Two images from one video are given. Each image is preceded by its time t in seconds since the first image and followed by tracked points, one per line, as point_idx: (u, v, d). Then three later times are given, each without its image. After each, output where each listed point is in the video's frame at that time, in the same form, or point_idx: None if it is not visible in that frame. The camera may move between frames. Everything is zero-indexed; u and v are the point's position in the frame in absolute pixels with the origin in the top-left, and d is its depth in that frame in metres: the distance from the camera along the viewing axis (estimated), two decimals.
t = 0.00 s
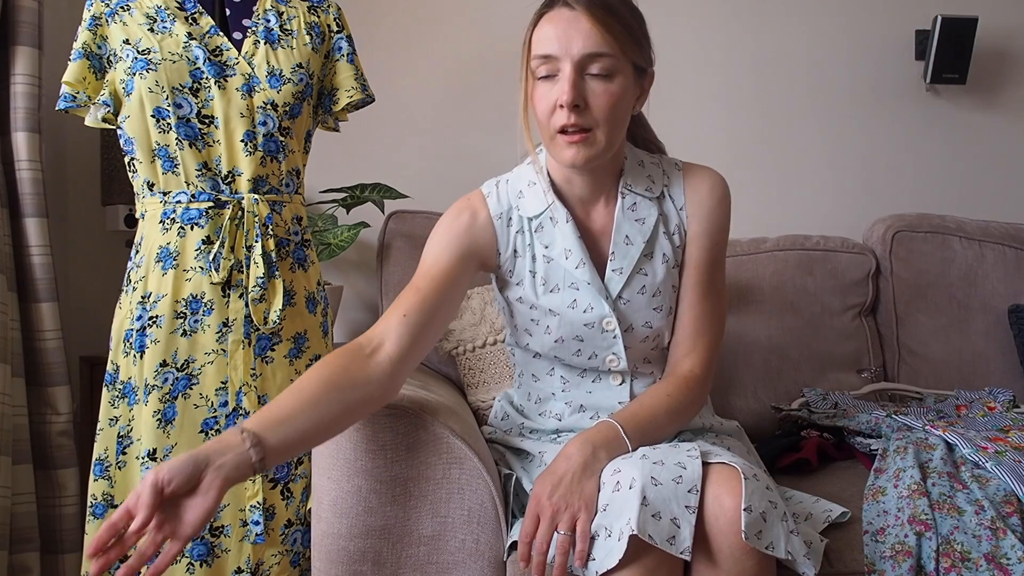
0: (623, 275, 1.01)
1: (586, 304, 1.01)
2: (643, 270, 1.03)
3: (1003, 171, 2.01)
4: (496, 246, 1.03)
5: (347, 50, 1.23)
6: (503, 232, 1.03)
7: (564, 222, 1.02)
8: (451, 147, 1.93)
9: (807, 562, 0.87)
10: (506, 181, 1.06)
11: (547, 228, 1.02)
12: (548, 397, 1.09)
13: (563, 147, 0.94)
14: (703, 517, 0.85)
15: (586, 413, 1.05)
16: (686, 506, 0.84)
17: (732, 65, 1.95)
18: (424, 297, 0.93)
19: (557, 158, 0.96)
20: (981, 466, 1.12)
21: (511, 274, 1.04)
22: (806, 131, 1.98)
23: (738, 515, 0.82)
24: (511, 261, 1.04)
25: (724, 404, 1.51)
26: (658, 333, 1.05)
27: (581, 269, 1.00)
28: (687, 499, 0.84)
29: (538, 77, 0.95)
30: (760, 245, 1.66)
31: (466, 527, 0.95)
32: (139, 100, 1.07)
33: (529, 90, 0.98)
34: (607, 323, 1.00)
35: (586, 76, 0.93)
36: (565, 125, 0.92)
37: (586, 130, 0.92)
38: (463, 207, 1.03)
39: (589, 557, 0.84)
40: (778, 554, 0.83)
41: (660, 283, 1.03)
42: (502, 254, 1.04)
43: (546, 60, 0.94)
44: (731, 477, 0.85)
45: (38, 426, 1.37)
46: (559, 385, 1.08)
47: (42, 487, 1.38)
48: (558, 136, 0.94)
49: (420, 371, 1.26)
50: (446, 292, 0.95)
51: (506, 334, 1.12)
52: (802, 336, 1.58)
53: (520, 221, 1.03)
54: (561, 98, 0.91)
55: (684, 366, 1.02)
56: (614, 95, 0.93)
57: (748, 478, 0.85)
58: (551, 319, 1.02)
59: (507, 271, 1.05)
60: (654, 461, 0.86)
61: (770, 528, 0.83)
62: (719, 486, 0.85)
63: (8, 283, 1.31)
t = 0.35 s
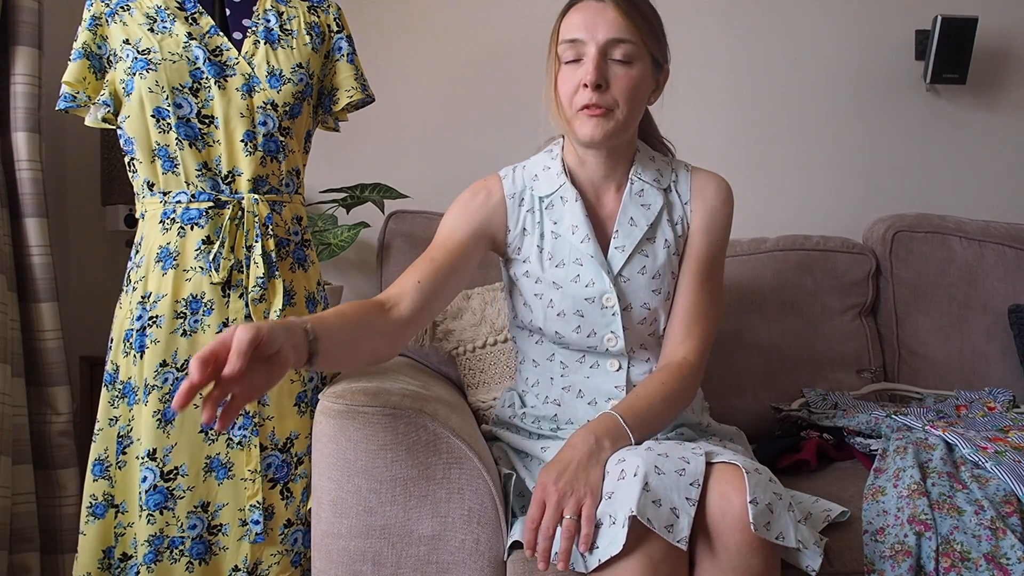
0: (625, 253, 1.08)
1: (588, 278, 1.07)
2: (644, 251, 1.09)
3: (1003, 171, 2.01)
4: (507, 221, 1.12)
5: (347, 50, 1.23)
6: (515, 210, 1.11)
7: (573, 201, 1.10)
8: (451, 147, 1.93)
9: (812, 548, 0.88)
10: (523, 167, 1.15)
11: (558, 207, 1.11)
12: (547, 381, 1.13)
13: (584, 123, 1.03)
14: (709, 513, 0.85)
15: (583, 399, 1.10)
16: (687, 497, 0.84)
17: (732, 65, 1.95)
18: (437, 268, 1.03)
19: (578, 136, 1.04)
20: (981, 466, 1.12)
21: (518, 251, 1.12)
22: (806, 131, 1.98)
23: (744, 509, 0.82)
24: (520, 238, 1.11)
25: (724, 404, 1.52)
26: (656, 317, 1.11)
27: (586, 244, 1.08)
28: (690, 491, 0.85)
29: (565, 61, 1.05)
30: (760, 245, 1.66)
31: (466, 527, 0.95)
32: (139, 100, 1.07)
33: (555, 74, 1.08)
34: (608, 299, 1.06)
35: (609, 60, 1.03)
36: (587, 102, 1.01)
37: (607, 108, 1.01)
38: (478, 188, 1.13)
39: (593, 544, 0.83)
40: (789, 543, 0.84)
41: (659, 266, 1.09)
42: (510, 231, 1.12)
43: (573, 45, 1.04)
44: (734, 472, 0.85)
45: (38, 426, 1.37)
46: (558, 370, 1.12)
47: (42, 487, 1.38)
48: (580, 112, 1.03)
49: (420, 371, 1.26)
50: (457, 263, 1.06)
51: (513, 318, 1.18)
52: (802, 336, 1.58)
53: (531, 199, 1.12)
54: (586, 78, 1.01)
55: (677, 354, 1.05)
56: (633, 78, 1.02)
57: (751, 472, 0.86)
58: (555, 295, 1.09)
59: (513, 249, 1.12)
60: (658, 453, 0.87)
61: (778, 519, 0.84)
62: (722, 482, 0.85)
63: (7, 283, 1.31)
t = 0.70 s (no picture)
0: (628, 243, 1.13)
1: (590, 265, 1.12)
2: (646, 245, 1.14)
3: (1004, 170, 2.01)
4: (513, 211, 1.17)
5: (347, 50, 1.23)
6: (521, 201, 1.17)
7: (579, 193, 1.16)
8: (451, 147, 1.93)
9: (814, 534, 0.93)
10: (533, 166, 1.21)
11: (565, 198, 1.16)
12: (544, 371, 1.16)
13: (598, 121, 1.09)
14: (718, 509, 0.89)
15: (577, 387, 1.14)
16: (693, 486, 0.88)
17: (732, 64, 1.95)
18: (454, 271, 1.12)
19: (591, 134, 1.10)
20: (981, 466, 1.12)
21: (522, 240, 1.16)
22: (806, 131, 1.98)
23: (750, 502, 0.87)
24: (523, 228, 1.16)
25: (723, 404, 1.52)
26: (651, 309, 1.15)
27: (590, 232, 1.13)
28: (696, 480, 0.89)
29: (579, 64, 1.12)
30: (760, 245, 1.65)
31: (466, 527, 0.95)
32: (139, 100, 1.07)
33: (567, 77, 1.14)
34: (607, 286, 1.11)
35: (622, 63, 1.10)
36: (602, 99, 1.08)
37: (621, 107, 1.08)
38: (490, 185, 1.20)
39: (601, 532, 0.88)
40: (799, 528, 0.88)
41: (659, 260, 1.14)
42: (514, 222, 1.17)
43: (587, 49, 1.11)
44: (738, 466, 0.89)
45: (38, 426, 1.37)
46: (553, 360, 1.15)
47: (42, 487, 1.38)
48: (595, 111, 1.09)
49: (419, 371, 1.26)
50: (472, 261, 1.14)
51: (512, 309, 1.21)
52: (802, 337, 1.58)
53: (539, 192, 1.17)
54: (602, 78, 1.08)
55: (668, 343, 1.11)
56: (644, 80, 1.10)
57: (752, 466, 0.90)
58: (556, 281, 1.13)
59: (517, 238, 1.17)
60: (665, 444, 0.92)
61: (784, 507, 0.88)
62: (729, 479, 0.90)
63: (8, 283, 1.31)
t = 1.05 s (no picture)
0: (630, 237, 1.15)
1: (592, 257, 1.14)
2: (647, 241, 1.17)
3: (1004, 170, 2.01)
4: (517, 205, 1.19)
5: (347, 50, 1.23)
6: (526, 196, 1.20)
7: (584, 189, 1.18)
8: (451, 147, 1.93)
9: (817, 524, 0.97)
10: (540, 165, 1.24)
11: (570, 192, 1.19)
12: (542, 364, 1.17)
13: (609, 125, 1.11)
14: (722, 509, 0.91)
15: (575, 379, 1.15)
16: (698, 487, 0.90)
17: (732, 64, 1.95)
18: (468, 277, 1.16)
19: (602, 139, 1.13)
20: (981, 466, 1.12)
21: (524, 233, 1.18)
22: (807, 131, 1.98)
23: (751, 500, 0.89)
24: (526, 221, 1.18)
25: (723, 404, 1.52)
26: (649, 304, 1.16)
27: (594, 224, 1.15)
28: (700, 481, 0.90)
29: (585, 72, 1.15)
30: (760, 245, 1.65)
31: (466, 528, 0.95)
32: (139, 100, 1.07)
33: (574, 85, 1.18)
34: (608, 278, 1.13)
35: (628, 68, 1.13)
36: (612, 104, 1.10)
37: (629, 111, 1.10)
38: (496, 186, 1.22)
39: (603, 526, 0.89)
40: (805, 519, 0.90)
41: (660, 257, 1.17)
42: (518, 216, 1.19)
43: (592, 57, 1.14)
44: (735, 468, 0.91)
45: (38, 426, 1.37)
46: (552, 352, 1.16)
47: (42, 487, 1.38)
48: (605, 116, 1.11)
49: (420, 371, 1.26)
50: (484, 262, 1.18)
51: (512, 301, 1.22)
52: (802, 337, 1.58)
53: (545, 187, 1.20)
54: (611, 84, 1.11)
55: (664, 334, 1.12)
56: (649, 83, 1.13)
57: (750, 464, 0.93)
58: (557, 273, 1.14)
59: (519, 230, 1.19)
60: (669, 443, 0.93)
61: (786, 501, 0.90)
62: (731, 479, 0.91)
63: (8, 283, 1.31)
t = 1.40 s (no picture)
0: (624, 244, 1.17)
1: (585, 264, 1.15)
2: (641, 247, 1.18)
3: (1004, 170, 2.01)
4: (508, 214, 1.22)
5: (347, 50, 1.23)
6: (515, 204, 1.22)
7: (574, 195, 1.20)
8: (451, 147, 1.93)
9: (817, 523, 0.97)
10: (529, 171, 1.26)
11: (560, 199, 1.20)
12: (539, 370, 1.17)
13: (599, 117, 1.13)
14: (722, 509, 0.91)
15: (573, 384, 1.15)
16: (701, 485, 0.90)
17: (732, 64, 1.95)
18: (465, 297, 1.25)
19: (590, 133, 1.14)
20: (981, 466, 1.12)
21: (515, 243, 1.21)
22: (807, 131, 1.98)
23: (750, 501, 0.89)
24: (516, 230, 1.21)
25: (723, 404, 1.53)
26: (645, 309, 1.17)
27: (584, 232, 1.16)
28: (704, 479, 0.91)
29: (578, 67, 1.18)
30: (760, 245, 1.65)
31: (466, 527, 0.95)
32: (139, 100, 1.07)
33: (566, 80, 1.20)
34: (601, 285, 1.14)
35: (620, 65, 1.16)
36: (602, 97, 1.12)
37: (620, 105, 1.13)
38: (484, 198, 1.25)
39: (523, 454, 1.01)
40: (804, 518, 0.90)
41: (654, 262, 1.18)
42: (509, 225, 1.22)
43: (585, 54, 1.17)
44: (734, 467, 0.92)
45: (39, 426, 1.37)
46: (549, 358, 1.16)
47: (42, 487, 1.38)
48: (594, 109, 1.13)
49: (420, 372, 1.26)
50: (471, 294, 1.25)
51: (507, 308, 1.23)
52: (802, 337, 1.58)
53: (534, 194, 1.22)
54: (602, 78, 1.13)
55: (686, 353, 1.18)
56: (641, 80, 1.15)
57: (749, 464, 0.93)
58: (550, 280, 1.15)
59: (511, 240, 1.21)
60: (672, 442, 0.93)
61: (785, 500, 0.90)
62: (732, 479, 0.92)
63: (8, 282, 1.31)
